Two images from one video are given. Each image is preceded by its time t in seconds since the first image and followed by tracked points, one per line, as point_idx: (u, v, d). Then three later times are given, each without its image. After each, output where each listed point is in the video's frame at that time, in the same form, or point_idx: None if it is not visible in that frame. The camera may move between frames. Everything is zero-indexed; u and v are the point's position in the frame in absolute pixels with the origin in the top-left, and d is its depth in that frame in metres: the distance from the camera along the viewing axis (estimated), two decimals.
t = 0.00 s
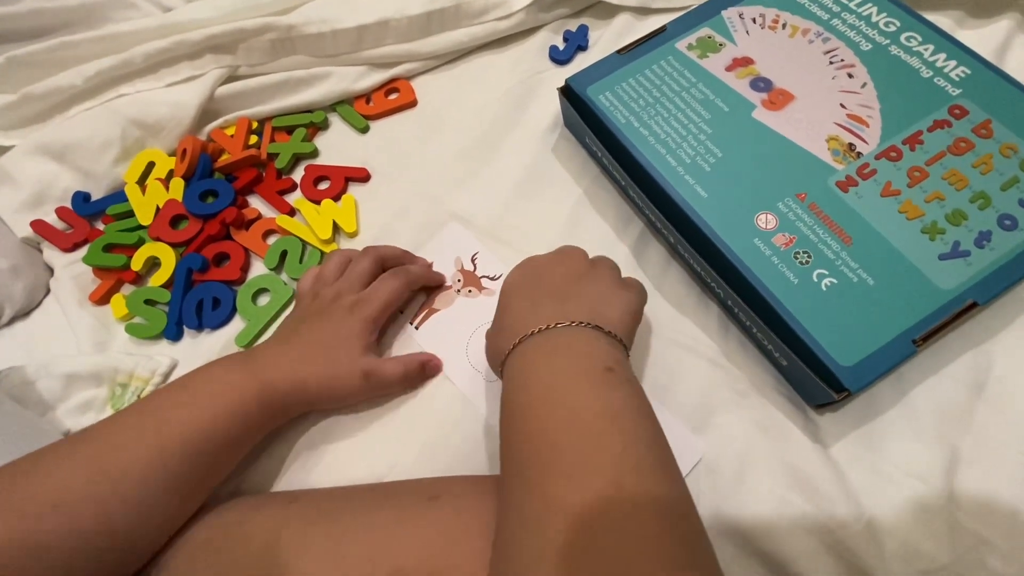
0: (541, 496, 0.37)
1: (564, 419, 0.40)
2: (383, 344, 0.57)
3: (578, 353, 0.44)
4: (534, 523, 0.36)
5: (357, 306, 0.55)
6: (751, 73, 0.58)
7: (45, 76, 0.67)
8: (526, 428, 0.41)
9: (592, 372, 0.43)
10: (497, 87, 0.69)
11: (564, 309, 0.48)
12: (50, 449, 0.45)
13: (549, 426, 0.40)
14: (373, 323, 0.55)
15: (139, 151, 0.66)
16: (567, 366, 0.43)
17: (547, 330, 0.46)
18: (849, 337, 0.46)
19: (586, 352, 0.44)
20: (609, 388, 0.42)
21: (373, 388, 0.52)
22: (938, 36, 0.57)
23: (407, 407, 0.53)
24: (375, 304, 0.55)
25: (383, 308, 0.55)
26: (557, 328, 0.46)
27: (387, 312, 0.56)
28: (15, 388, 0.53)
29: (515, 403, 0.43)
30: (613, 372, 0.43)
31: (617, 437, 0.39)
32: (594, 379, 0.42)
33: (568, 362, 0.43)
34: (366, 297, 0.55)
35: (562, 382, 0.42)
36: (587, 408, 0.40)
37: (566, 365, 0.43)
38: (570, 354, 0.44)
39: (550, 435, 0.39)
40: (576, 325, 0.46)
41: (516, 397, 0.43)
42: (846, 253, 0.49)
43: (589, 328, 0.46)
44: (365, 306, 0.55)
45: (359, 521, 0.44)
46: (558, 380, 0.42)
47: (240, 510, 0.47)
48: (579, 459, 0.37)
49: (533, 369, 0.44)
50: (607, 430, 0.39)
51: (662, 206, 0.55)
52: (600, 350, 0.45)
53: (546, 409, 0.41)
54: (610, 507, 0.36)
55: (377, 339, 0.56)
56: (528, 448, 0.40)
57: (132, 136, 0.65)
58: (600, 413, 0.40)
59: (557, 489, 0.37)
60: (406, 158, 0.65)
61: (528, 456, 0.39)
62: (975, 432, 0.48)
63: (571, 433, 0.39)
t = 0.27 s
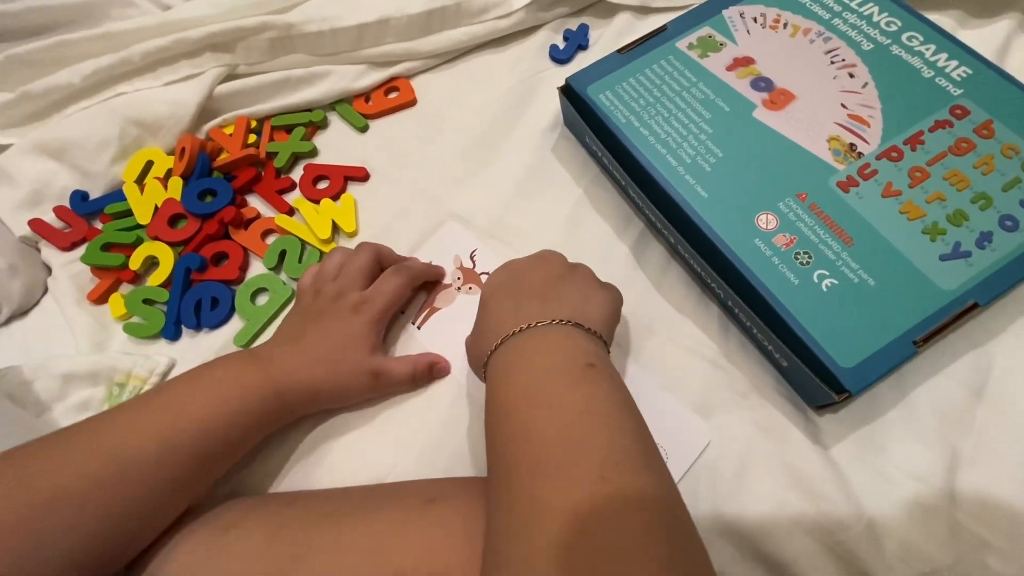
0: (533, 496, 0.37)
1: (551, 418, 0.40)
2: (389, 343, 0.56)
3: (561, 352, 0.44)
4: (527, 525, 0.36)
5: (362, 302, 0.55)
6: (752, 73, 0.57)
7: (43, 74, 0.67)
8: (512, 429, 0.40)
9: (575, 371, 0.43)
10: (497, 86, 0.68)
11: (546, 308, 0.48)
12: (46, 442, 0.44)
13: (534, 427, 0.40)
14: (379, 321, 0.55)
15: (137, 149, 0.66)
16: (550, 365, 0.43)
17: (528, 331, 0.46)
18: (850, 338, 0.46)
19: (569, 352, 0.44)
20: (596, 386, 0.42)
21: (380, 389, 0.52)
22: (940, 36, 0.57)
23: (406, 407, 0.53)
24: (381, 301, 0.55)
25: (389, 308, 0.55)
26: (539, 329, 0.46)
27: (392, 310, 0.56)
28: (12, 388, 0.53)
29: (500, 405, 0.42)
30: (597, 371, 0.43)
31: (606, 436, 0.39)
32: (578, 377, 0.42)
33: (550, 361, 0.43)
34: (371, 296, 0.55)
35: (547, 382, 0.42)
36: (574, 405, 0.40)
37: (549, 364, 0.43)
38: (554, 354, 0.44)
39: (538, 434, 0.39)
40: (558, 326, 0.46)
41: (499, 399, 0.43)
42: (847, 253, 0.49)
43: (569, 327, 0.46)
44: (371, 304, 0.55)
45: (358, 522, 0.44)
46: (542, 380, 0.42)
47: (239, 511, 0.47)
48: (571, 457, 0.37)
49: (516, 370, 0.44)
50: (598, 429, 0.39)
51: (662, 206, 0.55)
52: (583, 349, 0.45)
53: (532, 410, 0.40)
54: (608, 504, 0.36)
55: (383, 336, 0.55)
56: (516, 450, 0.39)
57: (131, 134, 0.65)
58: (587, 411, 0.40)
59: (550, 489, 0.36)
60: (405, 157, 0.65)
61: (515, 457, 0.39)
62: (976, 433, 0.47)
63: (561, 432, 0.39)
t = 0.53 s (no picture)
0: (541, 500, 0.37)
1: (559, 420, 0.39)
2: (392, 341, 0.56)
3: (570, 353, 0.44)
4: (534, 530, 0.36)
5: (368, 297, 0.54)
6: (750, 72, 0.57)
7: (38, 73, 0.66)
8: (519, 431, 0.40)
9: (585, 372, 0.42)
10: (495, 85, 0.68)
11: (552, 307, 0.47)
12: (34, 435, 0.43)
13: (542, 429, 0.39)
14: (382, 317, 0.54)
15: (133, 148, 0.66)
16: (559, 366, 0.42)
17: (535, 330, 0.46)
18: (847, 339, 0.46)
19: (577, 352, 0.44)
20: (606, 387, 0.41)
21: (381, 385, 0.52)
22: (938, 36, 0.56)
23: (402, 407, 0.53)
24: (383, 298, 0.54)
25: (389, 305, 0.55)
26: (547, 328, 0.45)
27: (395, 306, 0.55)
28: (6, 387, 0.53)
29: (507, 406, 0.42)
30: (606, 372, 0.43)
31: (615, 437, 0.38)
32: (587, 378, 0.42)
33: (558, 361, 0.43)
34: (375, 292, 0.54)
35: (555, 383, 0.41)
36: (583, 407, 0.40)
37: (557, 365, 0.43)
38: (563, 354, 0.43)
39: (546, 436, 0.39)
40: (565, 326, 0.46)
41: (506, 400, 0.43)
42: (844, 253, 0.49)
43: (577, 327, 0.46)
44: (375, 299, 0.54)
45: (353, 523, 0.44)
46: (551, 381, 0.42)
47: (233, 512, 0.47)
48: (578, 459, 0.37)
49: (524, 370, 0.43)
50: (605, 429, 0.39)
51: (659, 205, 0.55)
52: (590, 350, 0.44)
53: (540, 411, 0.40)
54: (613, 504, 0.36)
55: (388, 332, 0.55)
56: (524, 453, 0.39)
57: (126, 133, 0.65)
58: (596, 413, 0.39)
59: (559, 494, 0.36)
60: (402, 156, 0.65)
61: (523, 461, 0.39)
62: (974, 435, 0.47)
63: (567, 435, 0.38)
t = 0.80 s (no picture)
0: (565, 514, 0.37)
1: (596, 435, 0.38)
2: (389, 344, 0.56)
3: (595, 360, 0.43)
4: (555, 545, 0.36)
5: (361, 305, 0.54)
6: (745, 73, 0.57)
7: (33, 72, 0.66)
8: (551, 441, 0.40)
9: (627, 387, 0.41)
10: (491, 86, 0.68)
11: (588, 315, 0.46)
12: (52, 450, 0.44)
13: (577, 443, 0.39)
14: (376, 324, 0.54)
15: (128, 148, 0.66)
16: (599, 378, 0.41)
17: (577, 338, 0.44)
18: (841, 340, 0.46)
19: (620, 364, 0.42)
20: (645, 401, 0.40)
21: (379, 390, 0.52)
22: (934, 37, 0.56)
23: (396, 409, 0.53)
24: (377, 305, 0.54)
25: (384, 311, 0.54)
26: (589, 336, 0.44)
27: (389, 312, 0.55)
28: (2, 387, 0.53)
29: (545, 415, 0.42)
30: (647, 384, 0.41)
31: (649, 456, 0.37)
32: (628, 392, 0.40)
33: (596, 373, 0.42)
34: (367, 299, 0.54)
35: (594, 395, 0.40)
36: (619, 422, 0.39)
37: (598, 377, 0.41)
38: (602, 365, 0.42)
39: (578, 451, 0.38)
40: (603, 336, 0.44)
41: (545, 410, 0.42)
42: (839, 255, 0.49)
43: (619, 337, 0.45)
44: (368, 306, 0.54)
45: (348, 525, 0.44)
46: (591, 394, 0.41)
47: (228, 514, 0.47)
48: (603, 476, 0.37)
49: (564, 380, 0.42)
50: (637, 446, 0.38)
51: (654, 207, 0.55)
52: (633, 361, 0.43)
53: (577, 424, 0.39)
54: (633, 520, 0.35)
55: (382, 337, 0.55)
56: (556, 465, 0.39)
57: (121, 133, 0.65)
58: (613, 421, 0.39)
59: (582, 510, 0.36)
60: (398, 157, 0.65)
61: (553, 473, 0.39)
62: (968, 436, 0.47)
63: (598, 451, 0.38)
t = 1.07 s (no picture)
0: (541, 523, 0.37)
1: (564, 445, 0.40)
2: (382, 342, 0.57)
3: (577, 371, 0.44)
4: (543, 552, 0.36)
5: (351, 305, 0.54)
6: (738, 75, 0.58)
7: (30, 73, 0.67)
8: (536, 446, 0.40)
9: (591, 396, 0.42)
10: (486, 87, 0.68)
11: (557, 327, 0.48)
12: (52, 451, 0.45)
13: (546, 452, 0.40)
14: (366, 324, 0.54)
15: (124, 148, 0.66)
16: (563, 389, 0.43)
17: (540, 350, 0.46)
18: (830, 340, 0.46)
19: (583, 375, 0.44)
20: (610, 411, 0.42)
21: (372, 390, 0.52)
22: (925, 39, 0.57)
23: (390, 409, 0.53)
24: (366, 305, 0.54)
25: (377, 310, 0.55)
26: (552, 348, 0.45)
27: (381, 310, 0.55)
28: None
29: (527, 422, 0.42)
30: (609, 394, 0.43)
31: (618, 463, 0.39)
32: (590, 402, 0.42)
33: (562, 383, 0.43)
34: (357, 299, 0.55)
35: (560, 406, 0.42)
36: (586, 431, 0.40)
37: (578, 389, 0.43)
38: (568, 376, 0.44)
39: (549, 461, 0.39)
40: (571, 347, 0.46)
41: (510, 421, 0.43)
42: (829, 256, 0.49)
43: (585, 349, 0.46)
44: (358, 307, 0.54)
45: (342, 524, 0.44)
46: (556, 404, 0.42)
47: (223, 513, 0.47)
48: (588, 484, 0.38)
49: (527, 391, 0.43)
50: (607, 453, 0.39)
51: (647, 208, 0.55)
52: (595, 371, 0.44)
53: (543, 435, 0.40)
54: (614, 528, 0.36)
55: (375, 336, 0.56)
56: (527, 474, 0.39)
57: (118, 133, 0.65)
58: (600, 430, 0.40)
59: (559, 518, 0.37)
60: (393, 158, 0.65)
61: (524, 483, 0.39)
62: (957, 436, 0.48)
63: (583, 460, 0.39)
